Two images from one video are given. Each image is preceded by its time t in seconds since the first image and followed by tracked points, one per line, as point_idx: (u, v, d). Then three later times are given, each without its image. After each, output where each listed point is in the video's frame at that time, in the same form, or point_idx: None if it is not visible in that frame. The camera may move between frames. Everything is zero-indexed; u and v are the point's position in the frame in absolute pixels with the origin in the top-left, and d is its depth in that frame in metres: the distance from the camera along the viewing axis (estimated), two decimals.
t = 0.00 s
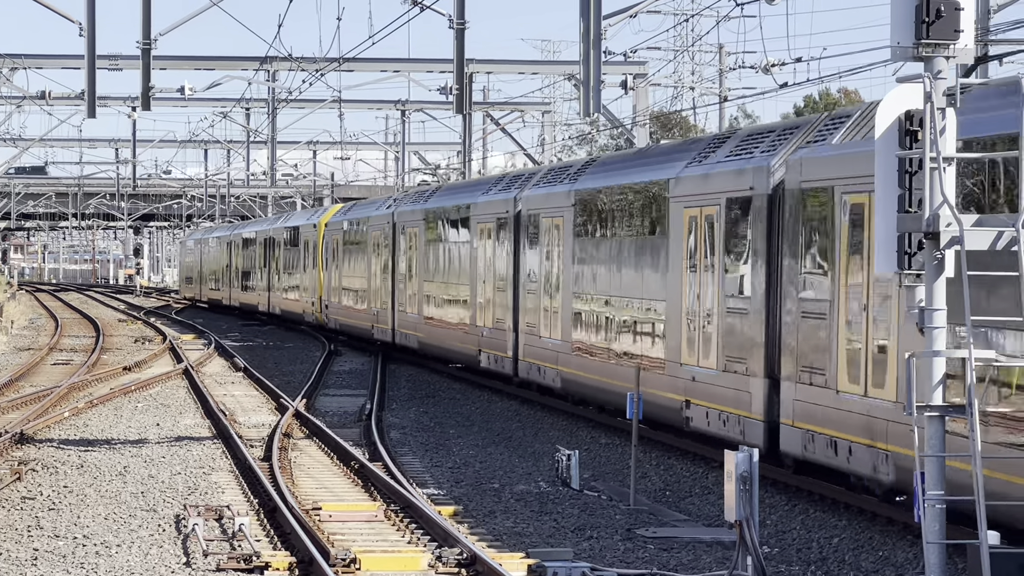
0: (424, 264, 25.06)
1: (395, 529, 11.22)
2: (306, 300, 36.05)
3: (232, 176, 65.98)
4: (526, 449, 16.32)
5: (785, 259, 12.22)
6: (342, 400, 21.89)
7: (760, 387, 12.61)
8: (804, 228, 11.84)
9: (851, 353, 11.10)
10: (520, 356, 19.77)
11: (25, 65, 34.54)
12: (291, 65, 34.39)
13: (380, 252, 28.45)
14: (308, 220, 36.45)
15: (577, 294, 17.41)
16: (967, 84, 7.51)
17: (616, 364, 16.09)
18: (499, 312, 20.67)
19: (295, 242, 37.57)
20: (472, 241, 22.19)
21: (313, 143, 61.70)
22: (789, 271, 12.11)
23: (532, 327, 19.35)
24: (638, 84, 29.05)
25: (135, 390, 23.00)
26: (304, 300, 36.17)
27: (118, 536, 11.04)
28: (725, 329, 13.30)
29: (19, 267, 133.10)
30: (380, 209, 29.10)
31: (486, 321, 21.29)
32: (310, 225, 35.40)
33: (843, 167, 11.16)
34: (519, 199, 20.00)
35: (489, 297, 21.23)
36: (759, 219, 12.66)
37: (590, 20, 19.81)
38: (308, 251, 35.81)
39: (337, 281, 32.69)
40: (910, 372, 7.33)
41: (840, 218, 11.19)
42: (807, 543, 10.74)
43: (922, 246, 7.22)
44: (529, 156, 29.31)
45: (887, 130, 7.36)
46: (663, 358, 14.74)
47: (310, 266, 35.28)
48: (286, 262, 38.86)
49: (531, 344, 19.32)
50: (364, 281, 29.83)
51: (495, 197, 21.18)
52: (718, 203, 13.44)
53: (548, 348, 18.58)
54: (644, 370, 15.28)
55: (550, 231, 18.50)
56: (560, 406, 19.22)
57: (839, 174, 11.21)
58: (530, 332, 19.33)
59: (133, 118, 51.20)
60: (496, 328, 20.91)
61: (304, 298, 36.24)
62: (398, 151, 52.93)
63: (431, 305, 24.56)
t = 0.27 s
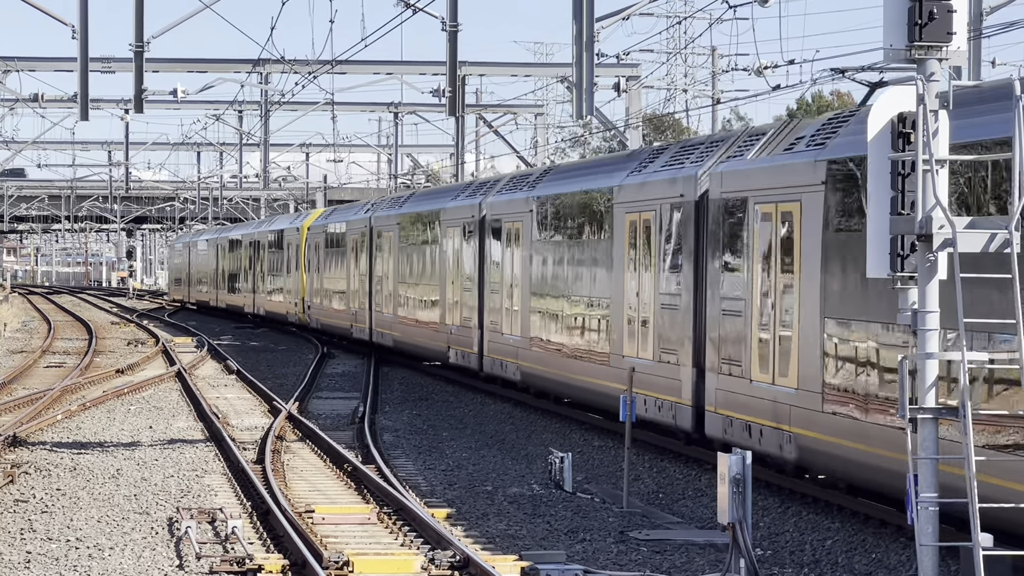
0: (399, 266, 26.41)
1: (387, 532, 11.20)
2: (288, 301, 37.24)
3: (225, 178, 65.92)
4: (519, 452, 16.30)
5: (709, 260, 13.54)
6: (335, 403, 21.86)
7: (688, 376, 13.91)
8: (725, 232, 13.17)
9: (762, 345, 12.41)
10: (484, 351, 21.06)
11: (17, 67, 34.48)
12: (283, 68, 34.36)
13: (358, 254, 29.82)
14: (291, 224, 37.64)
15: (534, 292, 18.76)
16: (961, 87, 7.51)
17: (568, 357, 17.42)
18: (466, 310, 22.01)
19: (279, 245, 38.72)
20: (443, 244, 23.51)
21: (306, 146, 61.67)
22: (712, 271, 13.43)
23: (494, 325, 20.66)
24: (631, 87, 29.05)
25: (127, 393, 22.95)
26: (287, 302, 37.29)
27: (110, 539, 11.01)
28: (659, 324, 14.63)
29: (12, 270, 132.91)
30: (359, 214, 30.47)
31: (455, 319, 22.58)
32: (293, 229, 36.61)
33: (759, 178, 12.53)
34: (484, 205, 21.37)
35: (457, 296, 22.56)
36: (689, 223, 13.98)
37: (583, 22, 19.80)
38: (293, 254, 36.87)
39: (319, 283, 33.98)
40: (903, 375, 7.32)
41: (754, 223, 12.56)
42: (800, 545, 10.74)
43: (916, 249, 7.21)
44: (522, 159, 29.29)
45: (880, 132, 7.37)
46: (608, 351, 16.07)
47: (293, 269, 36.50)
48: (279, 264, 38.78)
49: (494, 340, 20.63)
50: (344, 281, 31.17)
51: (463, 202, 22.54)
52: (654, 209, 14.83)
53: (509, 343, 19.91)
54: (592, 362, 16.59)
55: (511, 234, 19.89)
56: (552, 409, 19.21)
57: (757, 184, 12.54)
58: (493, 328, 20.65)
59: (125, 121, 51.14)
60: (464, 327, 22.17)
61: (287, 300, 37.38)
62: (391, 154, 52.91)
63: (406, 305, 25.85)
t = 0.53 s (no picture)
0: (377, 268, 27.76)
1: (383, 534, 11.20)
2: (275, 303, 38.47)
3: (220, 181, 65.89)
4: (514, 454, 16.30)
5: (649, 263, 14.86)
6: (330, 405, 21.85)
7: (632, 368, 15.22)
8: (663, 237, 14.47)
9: (694, 339, 13.71)
10: (454, 348, 22.42)
11: (13, 70, 34.45)
12: (279, 71, 34.35)
13: (340, 257, 31.14)
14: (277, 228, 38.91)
15: (498, 293, 20.06)
16: (954, 91, 7.52)
17: (528, 353, 18.72)
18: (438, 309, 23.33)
19: (265, 248, 39.98)
20: (417, 247, 24.81)
21: (301, 148, 61.66)
22: (651, 273, 14.74)
23: (463, 323, 21.96)
24: (626, 89, 29.07)
25: (123, 396, 22.93)
26: (274, 304, 38.50)
27: (106, 542, 11.01)
28: (607, 320, 15.93)
29: (7, 272, 132.79)
30: (340, 218, 31.77)
31: (428, 318, 23.91)
32: (278, 231, 37.78)
33: (690, 189, 13.83)
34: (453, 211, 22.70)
35: (430, 297, 23.88)
36: (633, 229, 15.27)
37: (578, 24, 19.82)
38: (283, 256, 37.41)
39: (303, 283, 35.31)
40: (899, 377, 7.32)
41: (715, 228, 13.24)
42: (796, 547, 10.76)
43: (911, 251, 7.21)
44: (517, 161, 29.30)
45: (875, 135, 7.37)
46: (562, 346, 17.38)
47: (279, 271, 37.76)
48: (273, 267, 38.77)
49: (464, 337, 21.95)
50: (327, 283, 32.52)
51: (435, 208, 23.83)
52: (600, 216, 16.18)
53: (477, 340, 21.26)
54: (549, 356, 17.89)
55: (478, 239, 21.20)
56: (548, 410, 19.21)
57: (691, 193, 13.78)
58: (461, 326, 21.97)
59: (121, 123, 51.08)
60: (438, 325, 23.41)
61: (275, 302, 38.60)
62: (386, 156, 52.89)
63: (383, 305, 27.20)
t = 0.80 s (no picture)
0: (360, 270, 29.11)
1: (381, 536, 11.20)
2: (267, 305, 39.79)
3: (217, 183, 65.91)
4: (512, 456, 16.30)
5: (599, 266, 16.15)
6: (327, 407, 21.85)
7: (584, 362, 16.46)
8: (611, 241, 15.76)
9: (636, 334, 14.97)
10: (428, 345, 23.81)
11: (10, 72, 34.43)
12: (276, 73, 34.35)
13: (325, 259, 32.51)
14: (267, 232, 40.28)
15: (467, 294, 21.44)
16: (951, 93, 7.53)
17: (493, 349, 20.00)
18: (415, 309, 24.62)
19: (256, 251, 41.27)
20: (396, 250, 26.12)
21: (299, 150, 61.69)
22: (601, 274, 16.04)
23: (438, 322, 23.24)
24: (623, 91, 29.09)
25: (120, 398, 22.91)
26: (266, 305, 39.77)
27: (103, 545, 10.99)
28: (563, 318, 17.21)
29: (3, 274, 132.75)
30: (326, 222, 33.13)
31: (405, 317, 25.29)
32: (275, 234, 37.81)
33: (633, 196, 15.05)
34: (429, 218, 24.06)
35: (406, 297, 25.25)
36: (585, 234, 16.57)
37: (575, 27, 19.83)
38: (280, 259, 37.44)
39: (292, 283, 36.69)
40: (896, 380, 7.33)
41: (710, 229, 13.18)
42: (794, 548, 10.75)
43: (908, 253, 7.22)
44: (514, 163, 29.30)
45: (872, 137, 7.38)
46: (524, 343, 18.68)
47: (270, 274, 39.08)
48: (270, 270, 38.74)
49: (436, 336, 23.30)
50: (314, 284, 33.94)
51: (412, 212, 25.20)
52: (557, 223, 17.53)
53: (447, 338, 22.62)
54: (512, 353, 19.12)
55: (451, 243, 22.52)
56: (545, 413, 19.20)
57: (635, 200, 14.96)
58: (435, 325, 23.26)
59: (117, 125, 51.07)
60: (415, 325, 24.63)
61: (267, 304, 39.88)
62: (383, 158, 52.90)
63: (365, 305, 28.52)
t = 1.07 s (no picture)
0: (343, 272, 30.20)
1: (380, 538, 11.18)
2: (256, 306, 40.83)
3: (216, 185, 65.93)
4: (511, 458, 16.30)
5: (557, 265, 17.37)
6: (326, 408, 21.85)
7: (546, 354, 17.69)
8: (569, 243, 16.93)
9: (591, 328, 16.19)
10: (405, 341, 25.08)
11: (9, 73, 34.42)
12: (275, 74, 34.35)
13: (312, 260, 33.58)
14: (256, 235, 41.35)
15: (441, 293, 22.70)
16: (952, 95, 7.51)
17: (467, 343, 21.20)
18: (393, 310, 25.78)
19: (246, 253, 42.31)
20: (380, 252, 26.94)
21: (298, 152, 61.68)
22: (560, 273, 17.24)
23: (416, 321, 24.38)
24: (622, 92, 29.09)
25: (119, 400, 22.90)
26: (256, 306, 40.80)
27: (102, 547, 10.98)
28: (526, 314, 18.42)
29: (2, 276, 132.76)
30: (314, 224, 34.21)
31: (384, 315, 26.55)
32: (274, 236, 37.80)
33: (590, 201, 16.17)
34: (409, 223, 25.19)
35: (385, 297, 26.54)
36: (547, 236, 17.78)
37: (574, 28, 19.83)
38: (278, 260, 37.45)
39: (280, 283, 37.77)
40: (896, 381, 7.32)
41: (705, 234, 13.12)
42: (794, 549, 10.78)
43: (908, 254, 7.19)
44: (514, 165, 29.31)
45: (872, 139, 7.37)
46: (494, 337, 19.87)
47: (259, 275, 40.15)
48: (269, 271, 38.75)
49: (417, 332, 24.29)
50: (306, 285, 34.45)
51: (392, 215, 26.46)
52: (521, 227, 18.70)
53: (423, 335, 23.88)
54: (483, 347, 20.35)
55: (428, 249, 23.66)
56: (545, 415, 19.19)
57: (589, 206, 16.14)
58: (413, 323, 24.38)
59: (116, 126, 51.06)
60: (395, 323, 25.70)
61: (256, 304, 40.91)
62: (382, 159, 52.90)
63: (349, 305, 29.57)
